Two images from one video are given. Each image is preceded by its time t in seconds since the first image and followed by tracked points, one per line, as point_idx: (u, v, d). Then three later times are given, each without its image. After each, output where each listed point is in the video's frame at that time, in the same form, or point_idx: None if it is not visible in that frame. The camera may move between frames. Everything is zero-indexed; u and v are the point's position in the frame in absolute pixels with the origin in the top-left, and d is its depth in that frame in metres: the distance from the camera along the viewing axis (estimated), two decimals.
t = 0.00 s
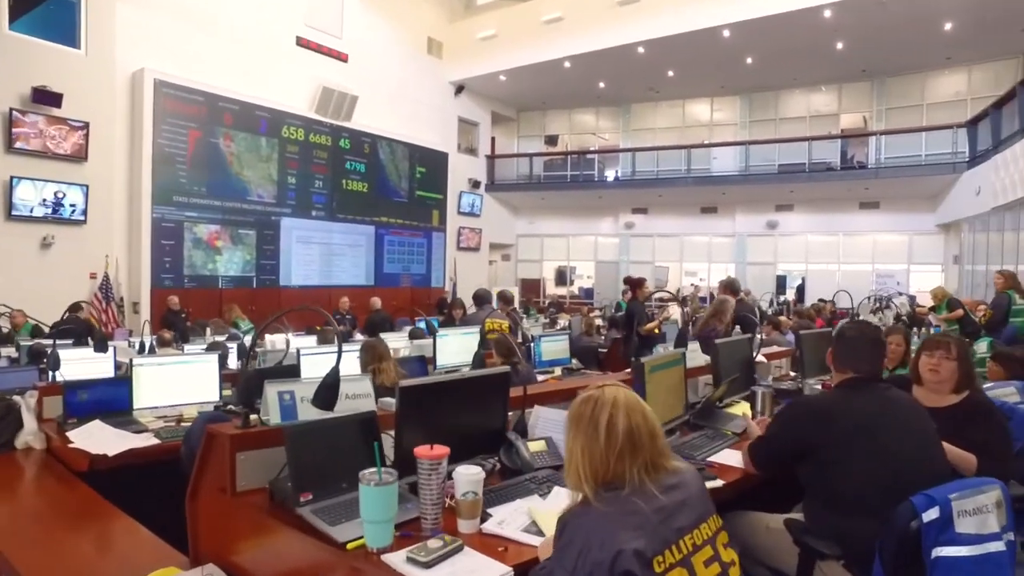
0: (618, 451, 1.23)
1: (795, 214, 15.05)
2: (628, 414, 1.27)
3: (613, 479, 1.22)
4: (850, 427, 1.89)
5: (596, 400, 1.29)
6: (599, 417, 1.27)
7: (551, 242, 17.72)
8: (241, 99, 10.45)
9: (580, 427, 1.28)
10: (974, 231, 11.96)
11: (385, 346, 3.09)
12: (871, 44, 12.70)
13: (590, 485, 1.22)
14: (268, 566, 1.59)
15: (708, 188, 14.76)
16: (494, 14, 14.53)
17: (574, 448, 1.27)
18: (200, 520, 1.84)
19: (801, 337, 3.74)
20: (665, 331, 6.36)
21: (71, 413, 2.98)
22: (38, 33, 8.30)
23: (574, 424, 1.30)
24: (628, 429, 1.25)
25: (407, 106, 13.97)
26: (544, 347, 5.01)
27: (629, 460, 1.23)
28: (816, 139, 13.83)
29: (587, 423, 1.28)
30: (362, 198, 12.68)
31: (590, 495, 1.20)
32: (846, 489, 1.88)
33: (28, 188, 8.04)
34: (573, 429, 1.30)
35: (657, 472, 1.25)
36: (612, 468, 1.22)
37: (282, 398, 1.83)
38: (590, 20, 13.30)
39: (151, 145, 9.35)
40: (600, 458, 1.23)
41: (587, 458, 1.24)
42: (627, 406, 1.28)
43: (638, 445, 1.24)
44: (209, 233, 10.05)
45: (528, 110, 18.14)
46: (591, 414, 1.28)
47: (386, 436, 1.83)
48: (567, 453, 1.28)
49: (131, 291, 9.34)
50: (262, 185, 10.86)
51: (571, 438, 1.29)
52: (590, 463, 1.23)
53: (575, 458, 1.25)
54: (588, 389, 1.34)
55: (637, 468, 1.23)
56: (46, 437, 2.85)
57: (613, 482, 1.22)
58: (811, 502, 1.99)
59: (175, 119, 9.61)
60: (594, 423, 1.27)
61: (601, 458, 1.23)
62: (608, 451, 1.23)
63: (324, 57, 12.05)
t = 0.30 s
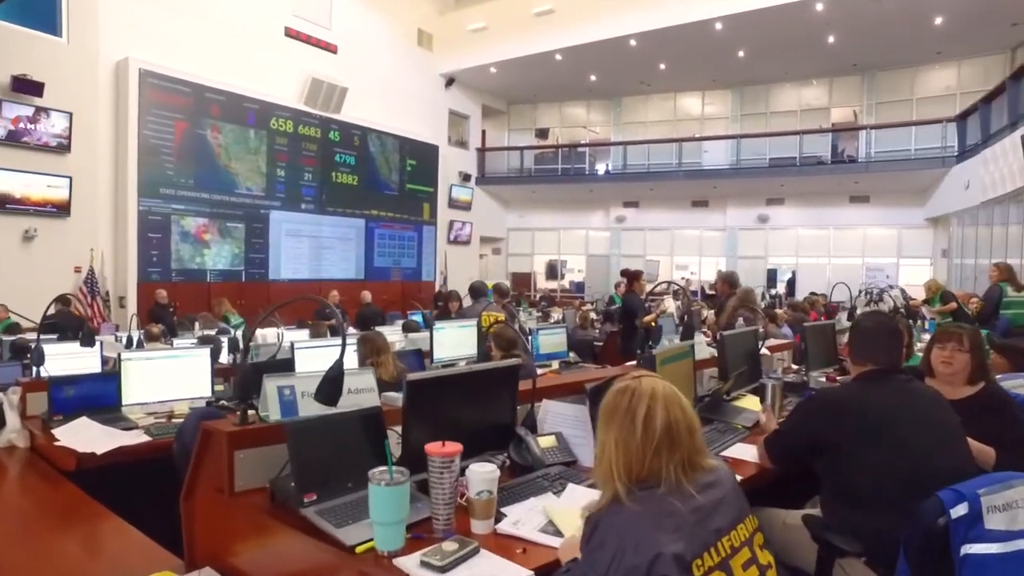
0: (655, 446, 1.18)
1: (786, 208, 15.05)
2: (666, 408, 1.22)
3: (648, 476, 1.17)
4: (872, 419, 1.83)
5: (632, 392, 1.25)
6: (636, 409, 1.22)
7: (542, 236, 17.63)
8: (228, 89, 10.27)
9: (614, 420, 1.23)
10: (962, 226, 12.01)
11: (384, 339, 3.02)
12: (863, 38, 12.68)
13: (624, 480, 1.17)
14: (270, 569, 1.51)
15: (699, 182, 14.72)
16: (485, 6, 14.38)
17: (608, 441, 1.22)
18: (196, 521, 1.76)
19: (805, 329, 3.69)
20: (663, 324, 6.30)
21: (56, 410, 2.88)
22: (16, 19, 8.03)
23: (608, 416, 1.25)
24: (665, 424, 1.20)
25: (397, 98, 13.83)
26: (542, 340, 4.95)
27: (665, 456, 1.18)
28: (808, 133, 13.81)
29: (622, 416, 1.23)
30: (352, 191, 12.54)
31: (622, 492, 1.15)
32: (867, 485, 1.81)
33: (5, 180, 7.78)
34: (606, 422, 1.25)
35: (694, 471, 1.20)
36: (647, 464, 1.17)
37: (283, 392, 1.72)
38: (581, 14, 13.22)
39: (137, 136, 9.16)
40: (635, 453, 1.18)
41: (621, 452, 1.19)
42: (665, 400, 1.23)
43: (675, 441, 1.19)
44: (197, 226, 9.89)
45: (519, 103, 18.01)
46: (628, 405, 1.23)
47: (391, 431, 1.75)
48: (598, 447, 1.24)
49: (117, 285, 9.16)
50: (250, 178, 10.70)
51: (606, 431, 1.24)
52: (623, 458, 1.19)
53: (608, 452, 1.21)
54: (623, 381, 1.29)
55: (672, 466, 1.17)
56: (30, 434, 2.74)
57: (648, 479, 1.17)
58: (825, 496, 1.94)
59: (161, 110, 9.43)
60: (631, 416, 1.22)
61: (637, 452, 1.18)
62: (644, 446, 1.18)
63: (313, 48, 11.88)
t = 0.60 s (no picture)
0: (717, 433, 1.17)
1: (781, 198, 15.01)
2: (715, 397, 1.22)
3: (711, 466, 1.14)
4: (901, 413, 1.78)
5: (677, 385, 1.23)
6: (688, 400, 1.20)
7: (536, 227, 17.53)
8: (220, 78, 10.12)
9: (664, 413, 1.20)
10: (956, 217, 12.02)
11: (390, 332, 2.98)
12: (859, 28, 12.61)
13: (689, 469, 1.14)
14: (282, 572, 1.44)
15: (694, 173, 14.66)
16: None
17: (663, 434, 1.18)
18: (203, 521, 1.69)
19: (814, 321, 3.63)
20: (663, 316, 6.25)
21: (54, 406, 2.79)
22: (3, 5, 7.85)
23: (655, 413, 1.21)
24: (719, 411, 1.20)
25: (390, 88, 13.68)
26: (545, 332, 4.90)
27: (724, 445, 1.17)
28: (803, 124, 13.76)
29: (673, 408, 1.21)
30: (346, 182, 12.41)
31: (690, 484, 1.12)
32: (896, 481, 1.77)
33: None
34: (655, 417, 1.21)
35: (749, 457, 1.20)
36: (711, 449, 1.16)
37: (294, 389, 1.63)
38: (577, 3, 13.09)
39: (127, 125, 9.01)
40: (697, 440, 1.16)
41: (682, 442, 1.16)
42: (712, 390, 1.23)
43: (731, 427, 1.19)
44: (189, 217, 9.76)
45: (513, 93, 17.86)
46: (677, 397, 1.21)
47: (408, 428, 1.68)
48: (652, 444, 1.19)
49: (108, 277, 9.03)
50: (243, 168, 10.56)
51: (657, 425, 1.20)
52: (688, 445, 1.16)
53: (668, 443, 1.17)
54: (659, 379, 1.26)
55: (735, 450, 1.17)
56: (24, 431, 2.66)
57: (712, 466, 1.15)
58: (850, 493, 1.90)
59: (151, 99, 9.27)
60: (684, 406, 1.20)
61: (699, 439, 1.16)
62: (705, 433, 1.17)
63: (305, 36, 11.72)
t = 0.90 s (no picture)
0: (779, 423, 1.12)
1: (776, 190, 14.98)
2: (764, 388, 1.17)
3: (779, 458, 1.10)
4: (941, 407, 1.74)
5: (726, 381, 1.16)
6: (743, 395, 1.13)
7: (530, 218, 17.44)
8: (213, 67, 9.97)
9: (723, 411, 1.12)
10: (950, 209, 12.04)
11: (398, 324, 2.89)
12: (856, 20, 12.56)
13: (762, 464, 1.08)
14: None
15: (689, 164, 14.60)
16: None
17: (730, 432, 1.10)
18: (220, 524, 1.63)
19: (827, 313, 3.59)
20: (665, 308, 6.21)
21: (56, 403, 2.70)
22: None
23: (714, 413, 1.13)
24: (772, 403, 1.15)
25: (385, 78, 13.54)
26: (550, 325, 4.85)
27: (786, 435, 1.13)
28: (798, 116, 13.73)
29: (731, 403, 1.13)
30: (340, 173, 12.29)
31: (766, 479, 1.06)
32: (931, 477, 1.73)
33: None
34: (716, 417, 1.13)
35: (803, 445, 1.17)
36: (779, 440, 1.11)
37: (315, 386, 1.56)
38: None
39: (118, 115, 8.86)
40: (765, 433, 1.10)
41: (752, 438, 1.09)
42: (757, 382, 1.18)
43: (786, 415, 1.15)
44: (181, 209, 9.63)
45: (508, 84, 17.73)
46: (731, 392, 1.14)
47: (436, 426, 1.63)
48: (717, 445, 1.11)
49: (99, 270, 8.91)
50: (236, 159, 10.42)
51: (719, 424, 1.12)
52: (760, 440, 1.09)
53: (737, 442, 1.09)
54: (702, 379, 1.18)
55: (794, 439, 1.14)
56: (24, 429, 2.58)
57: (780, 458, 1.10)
58: (880, 489, 1.86)
59: (142, 88, 9.11)
60: (741, 401, 1.13)
61: (766, 432, 1.10)
62: (769, 425, 1.11)
63: (299, 25, 11.56)
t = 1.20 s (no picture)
0: (833, 420, 1.07)
1: (766, 183, 15.01)
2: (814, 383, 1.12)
3: (835, 454, 1.05)
4: (968, 401, 1.71)
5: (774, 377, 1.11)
6: (794, 390, 1.09)
7: (520, 211, 17.37)
8: (200, 57, 9.81)
9: (774, 406, 1.08)
10: (938, 202, 12.11)
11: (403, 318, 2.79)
12: (846, 14, 12.57)
13: (817, 462, 1.03)
14: None
15: (679, 157, 14.58)
16: None
17: (783, 429, 1.06)
18: (232, 527, 1.57)
19: (833, 306, 3.58)
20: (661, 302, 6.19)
21: (50, 400, 2.62)
22: None
23: (766, 408, 1.08)
24: (823, 398, 1.11)
25: (374, 69, 13.39)
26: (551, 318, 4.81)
27: (840, 430, 1.08)
28: (788, 109, 13.75)
29: (781, 398, 1.09)
30: (329, 165, 12.15)
31: (820, 477, 1.02)
32: (957, 471, 1.70)
33: None
34: (769, 413, 1.08)
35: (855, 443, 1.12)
36: (833, 438, 1.06)
37: (334, 382, 1.50)
38: None
39: (102, 105, 8.69)
40: (820, 429, 1.06)
41: (805, 434, 1.05)
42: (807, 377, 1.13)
43: (838, 412, 1.11)
44: (168, 201, 9.47)
45: (497, 76, 17.61)
46: (782, 387, 1.10)
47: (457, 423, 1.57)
48: (770, 442, 1.06)
49: (85, 263, 8.76)
50: (224, 150, 10.26)
51: (770, 421, 1.07)
52: (813, 438, 1.05)
53: (790, 438, 1.05)
54: (751, 374, 1.13)
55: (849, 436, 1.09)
56: (17, 427, 2.51)
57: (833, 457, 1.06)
58: (902, 483, 1.83)
59: (127, 77, 8.93)
60: (792, 397, 1.08)
61: (819, 429, 1.06)
62: (822, 421, 1.06)
63: (287, 14, 11.40)
